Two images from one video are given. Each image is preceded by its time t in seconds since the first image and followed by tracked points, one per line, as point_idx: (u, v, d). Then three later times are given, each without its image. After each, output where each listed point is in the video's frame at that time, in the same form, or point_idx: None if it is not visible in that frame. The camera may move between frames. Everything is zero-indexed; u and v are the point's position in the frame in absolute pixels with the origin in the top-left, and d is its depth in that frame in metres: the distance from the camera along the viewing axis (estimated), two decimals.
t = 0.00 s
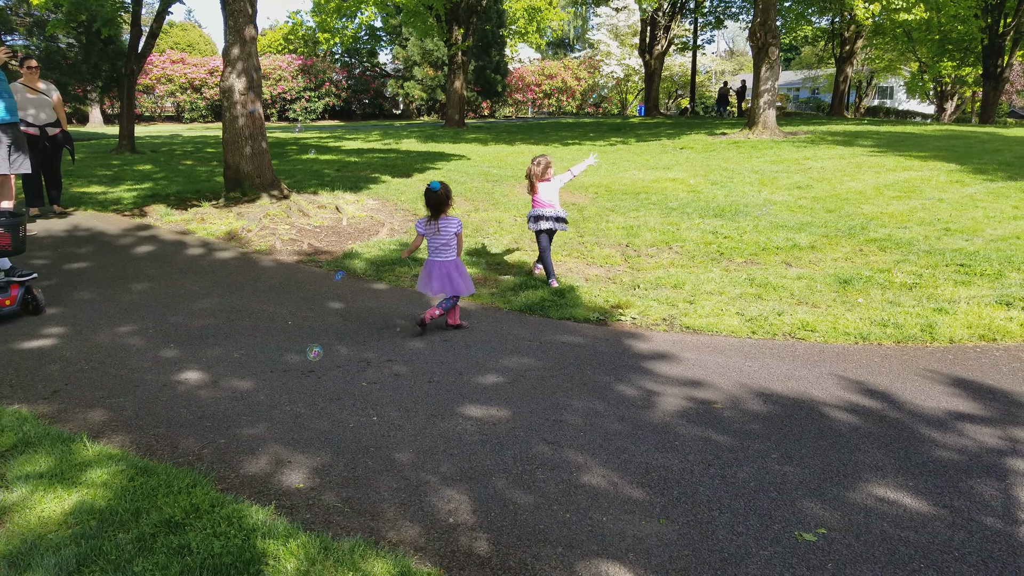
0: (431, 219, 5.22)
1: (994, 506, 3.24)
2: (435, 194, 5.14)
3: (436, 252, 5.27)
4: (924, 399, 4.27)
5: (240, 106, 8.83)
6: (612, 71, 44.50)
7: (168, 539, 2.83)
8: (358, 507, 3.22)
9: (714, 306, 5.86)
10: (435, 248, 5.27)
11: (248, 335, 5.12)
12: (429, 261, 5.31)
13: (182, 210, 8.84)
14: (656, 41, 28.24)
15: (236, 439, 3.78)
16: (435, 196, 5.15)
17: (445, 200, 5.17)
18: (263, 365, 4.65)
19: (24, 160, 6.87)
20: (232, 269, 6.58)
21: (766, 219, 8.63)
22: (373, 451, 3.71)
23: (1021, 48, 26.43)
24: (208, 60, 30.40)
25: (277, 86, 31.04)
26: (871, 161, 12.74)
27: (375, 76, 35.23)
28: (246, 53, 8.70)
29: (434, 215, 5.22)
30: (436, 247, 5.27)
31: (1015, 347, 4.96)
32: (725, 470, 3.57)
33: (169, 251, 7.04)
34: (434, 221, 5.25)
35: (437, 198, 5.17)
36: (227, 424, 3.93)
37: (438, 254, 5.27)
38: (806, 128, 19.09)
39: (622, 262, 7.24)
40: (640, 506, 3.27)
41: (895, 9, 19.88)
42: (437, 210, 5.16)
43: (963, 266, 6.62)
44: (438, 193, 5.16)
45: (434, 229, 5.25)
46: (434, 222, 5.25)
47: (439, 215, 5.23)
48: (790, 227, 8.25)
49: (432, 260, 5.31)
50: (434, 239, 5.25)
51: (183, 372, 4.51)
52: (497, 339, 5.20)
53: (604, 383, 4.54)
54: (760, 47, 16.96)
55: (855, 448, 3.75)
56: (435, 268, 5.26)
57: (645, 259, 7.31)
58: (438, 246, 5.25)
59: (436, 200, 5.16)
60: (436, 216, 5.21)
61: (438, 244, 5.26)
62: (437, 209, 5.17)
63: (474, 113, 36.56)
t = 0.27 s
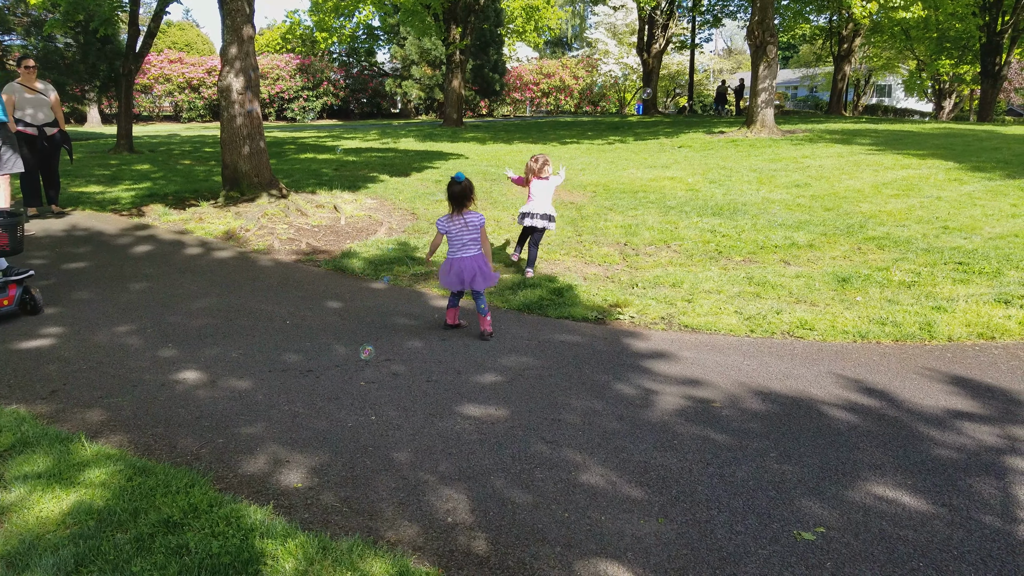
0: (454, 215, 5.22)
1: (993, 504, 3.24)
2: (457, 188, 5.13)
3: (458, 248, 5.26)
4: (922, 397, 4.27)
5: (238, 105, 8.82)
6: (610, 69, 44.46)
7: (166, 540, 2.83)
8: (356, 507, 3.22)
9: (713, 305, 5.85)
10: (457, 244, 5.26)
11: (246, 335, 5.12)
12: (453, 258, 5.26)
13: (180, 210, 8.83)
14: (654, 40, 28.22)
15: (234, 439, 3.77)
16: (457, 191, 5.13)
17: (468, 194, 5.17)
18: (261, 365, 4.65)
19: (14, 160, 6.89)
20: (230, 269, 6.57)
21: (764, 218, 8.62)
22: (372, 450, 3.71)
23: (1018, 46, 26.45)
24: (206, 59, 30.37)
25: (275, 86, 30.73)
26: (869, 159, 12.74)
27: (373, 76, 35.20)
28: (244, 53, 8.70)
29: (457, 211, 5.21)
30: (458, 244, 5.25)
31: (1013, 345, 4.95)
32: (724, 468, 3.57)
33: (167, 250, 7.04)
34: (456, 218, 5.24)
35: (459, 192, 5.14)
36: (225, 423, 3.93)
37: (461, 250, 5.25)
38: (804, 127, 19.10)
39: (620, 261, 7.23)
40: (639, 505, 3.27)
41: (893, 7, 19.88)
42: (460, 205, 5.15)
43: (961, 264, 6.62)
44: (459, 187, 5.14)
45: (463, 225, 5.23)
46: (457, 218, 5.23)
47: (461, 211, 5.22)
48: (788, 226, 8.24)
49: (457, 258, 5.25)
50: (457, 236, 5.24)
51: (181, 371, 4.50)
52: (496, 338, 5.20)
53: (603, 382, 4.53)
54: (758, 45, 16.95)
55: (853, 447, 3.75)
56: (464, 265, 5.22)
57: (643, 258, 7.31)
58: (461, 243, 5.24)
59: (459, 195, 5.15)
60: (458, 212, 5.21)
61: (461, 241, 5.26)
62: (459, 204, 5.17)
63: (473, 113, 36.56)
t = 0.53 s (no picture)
0: (468, 214, 5.23)
1: (993, 504, 3.23)
2: (471, 186, 5.16)
3: (470, 248, 5.25)
4: (922, 397, 4.27)
5: (237, 105, 8.82)
6: (609, 69, 44.48)
7: (166, 540, 2.83)
8: (355, 507, 3.22)
9: (712, 305, 5.85)
10: (470, 244, 5.26)
11: (246, 335, 5.12)
12: (465, 258, 5.25)
13: (180, 210, 8.84)
14: (653, 40, 28.24)
15: (233, 439, 3.77)
16: (472, 189, 5.17)
17: (482, 193, 5.21)
18: (260, 365, 4.65)
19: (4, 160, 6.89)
20: (229, 269, 6.57)
21: (764, 218, 8.62)
22: (372, 450, 3.71)
23: (1017, 46, 26.49)
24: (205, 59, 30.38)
25: (275, 86, 30.65)
26: (868, 159, 12.73)
27: (373, 76, 35.21)
28: (244, 52, 8.70)
29: (471, 210, 5.23)
30: (471, 243, 5.25)
31: (1013, 345, 4.95)
32: (724, 468, 3.57)
33: (166, 250, 7.04)
34: (470, 217, 5.25)
35: (473, 190, 5.17)
36: (224, 423, 3.93)
37: (473, 250, 5.25)
38: (803, 126, 19.11)
39: (620, 260, 7.24)
40: (638, 505, 3.27)
41: (893, 7, 19.89)
42: (473, 203, 5.19)
43: (961, 264, 6.61)
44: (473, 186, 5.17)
45: (478, 224, 5.24)
46: (470, 217, 5.24)
47: (474, 210, 5.24)
48: (788, 225, 8.24)
49: (473, 258, 5.24)
50: (470, 235, 5.24)
51: (180, 371, 4.51)
52: (495, 338, 5.20)
53: (602, 381, 4.53)
54: (757, 45, 16.95)
55: (853, 447, 3.75)
56: (480, 264, 5.22)
57: (643, 258, 7.31)
58: (475, 243, 5.25)
59: (474, 193, 5.18)
60: (472, 211, 5.23)
61: (474, 240, 5.26)
62: (473, 203, 5.20)
63: (472, 112, 36.57)
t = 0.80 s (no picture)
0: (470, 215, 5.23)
1: (991, 504, 3.24)
2: (474, 186, 5.17)
3: (472, 248, 5.25)
4: (921, 398, 4.27)
5: (236, 105, 8.82)
6: (609, 70, 44.49)
7: (164, 541, 2.83)
8: (353, 508, 3.22)
9: (711, 305, 5.86)
10: (471, 244, 5.26)
11: (244, 335, 5.12)
12: (466, 258, 5.24)
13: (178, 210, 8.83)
14: (653, 40, 28.26)
15: (231, 440, 3.77)
16: (475, 189, 5.18)
17: (484, 193, 5.22)
18: (259, 365, 4.65)
19: None
20: (228, 269, 6.57)
21: (763, 218, 8.63)
22: (370, 451, 3.71)
23: (1015, 46, 26.52)
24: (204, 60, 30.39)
25: (274, 86, 30.58)
26: (867, 159, 12.75)
27: (372, 76, 35.20)
28: (243, 53, 8.72)
29: (473, 210, 5.23)
30: (473, 244, 5.25)
31: (1011, 345, 4.95)
32: (722, 468, 3.57)
33: (165, 251, 7.05)
34: (472, 217, 5.25)
35: (476, 191, 5.18)
36: (223, 424, 3.93)
37: (475, 251, 5.25)
38: (802, 126, 19.13)
39: (619, 261, 7.24)
40: (637, 506, 3.27)
41: (891, 7, 19.91)
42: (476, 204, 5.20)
43: (959, 264, 6.62)
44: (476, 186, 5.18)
45: (480, 224, 5.25)
46: (472, 218, 5.24)
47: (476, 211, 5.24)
48: (787, 225, 8.25)
49: (475, 258, 5.24)
50: (472, 235, 5.24)
51: (179, 372, 4.51)
52: (494, 338, 5.21)
53: (601, 382, 4.53)
54: (756, 46, 16.97)
55: (851, 447, 3.75)
56: (482, 265, 5.22)
57: (642, 258, 7.31)
58: (477, 243, 5.25)
59: (477, 193, 5.19)
60: (474, 211, 5.23)
61: (476, 241, 5.26)
62: (476, 204, 5.21)
63: (471, 113, 36.59)
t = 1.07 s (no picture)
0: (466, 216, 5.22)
1: (985, 506, 3.25)
2: (470, 188, 5.15)
3: (468, 250, 5.26)
4: (915, 399, 4.28)
5: (232, 107, 8.81)
6: (606, 72, 44.53)
7: (157, 544, 2.82)
8: (348, 510, 3.21)
9: (707, 307, 5.87)
10: (468, 246, 5.26)
11: (239, 337, 5.11)
12: (463, 260, 5.26)
13: (173, 211, 8.82)
14: (649, 43, 28.31)
15: (226, 442, 3.76)
16: (471, 191, 5.16)
17: (481, 195, 5.20)
18: (254, 367, 4.64)
19: None
20: (223, 271, 6.56)
21: (759, 220, 8.64)
22: (366, 453, 3.71)
23: (1010, 50, 26.64)
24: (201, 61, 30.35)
25: (271, 87, 30.51)
26: (862, 161, 12.80)
27: (369, 78, 35.18)
28: (239, 55, 8.71)
29: (469, 212, 5.22)
30: (469, 245, 5.25)
31: (1004, 348, 4.98)
32: (718, 470, 3.58)
33: (160, 252, 7.03)
34: (469, 219, 5.24)
35: (472, 192, 5.17)
36: (217, 426, 3.92)
37: (471, 252, 5.25)
38: (798, 129, 19.17)
39: (615, 263, 7.24)
40: (632, 508, 3.27)
41: (886, 11, 19.99)
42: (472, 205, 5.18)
43: (953, 267, 6.64)
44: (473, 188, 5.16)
45: (477, 226, 5.24)
46: (468, 220, 5.24)
47: (473, 213, 5.23)
48: (782, 228, 8.27)
49: (471, 260, 5.24)
50: (468, 237, 5.24)
51: (173, 374, 4.50)
52: (490, 340, 5.21)
53: (597, 384, 4.54)
54: (752, 49, 17.01)
55: (846, 449, 3.76)
56: (478, 267, 5.22)
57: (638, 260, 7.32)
58: (473, 245, 5.24)
59: (473, 195, 5.17)
60: (470, 213, 5.22)
61: (472, 243, 5.26)
62: (472, 205, 5.19)
63: (468, 115, 36.60)
